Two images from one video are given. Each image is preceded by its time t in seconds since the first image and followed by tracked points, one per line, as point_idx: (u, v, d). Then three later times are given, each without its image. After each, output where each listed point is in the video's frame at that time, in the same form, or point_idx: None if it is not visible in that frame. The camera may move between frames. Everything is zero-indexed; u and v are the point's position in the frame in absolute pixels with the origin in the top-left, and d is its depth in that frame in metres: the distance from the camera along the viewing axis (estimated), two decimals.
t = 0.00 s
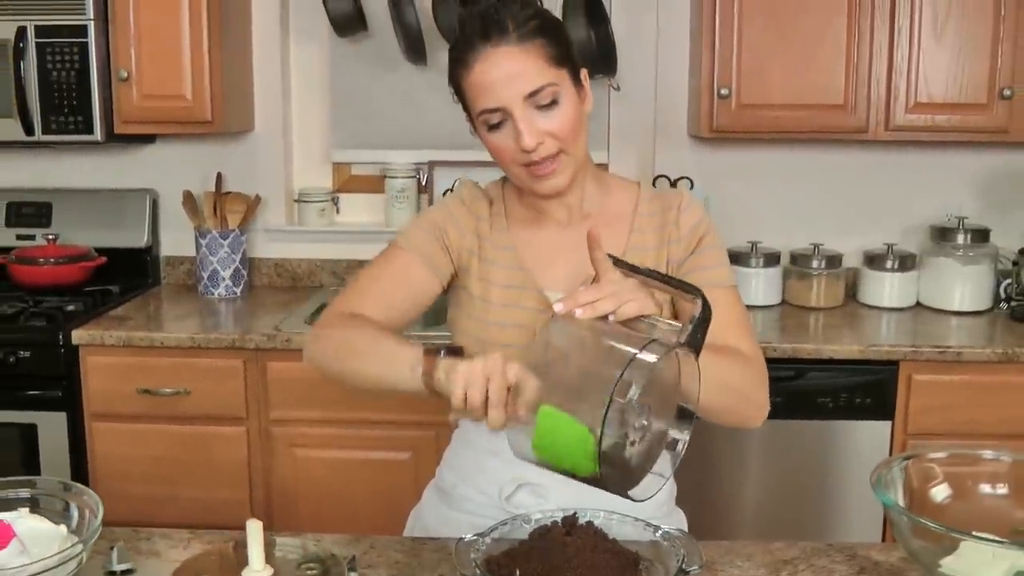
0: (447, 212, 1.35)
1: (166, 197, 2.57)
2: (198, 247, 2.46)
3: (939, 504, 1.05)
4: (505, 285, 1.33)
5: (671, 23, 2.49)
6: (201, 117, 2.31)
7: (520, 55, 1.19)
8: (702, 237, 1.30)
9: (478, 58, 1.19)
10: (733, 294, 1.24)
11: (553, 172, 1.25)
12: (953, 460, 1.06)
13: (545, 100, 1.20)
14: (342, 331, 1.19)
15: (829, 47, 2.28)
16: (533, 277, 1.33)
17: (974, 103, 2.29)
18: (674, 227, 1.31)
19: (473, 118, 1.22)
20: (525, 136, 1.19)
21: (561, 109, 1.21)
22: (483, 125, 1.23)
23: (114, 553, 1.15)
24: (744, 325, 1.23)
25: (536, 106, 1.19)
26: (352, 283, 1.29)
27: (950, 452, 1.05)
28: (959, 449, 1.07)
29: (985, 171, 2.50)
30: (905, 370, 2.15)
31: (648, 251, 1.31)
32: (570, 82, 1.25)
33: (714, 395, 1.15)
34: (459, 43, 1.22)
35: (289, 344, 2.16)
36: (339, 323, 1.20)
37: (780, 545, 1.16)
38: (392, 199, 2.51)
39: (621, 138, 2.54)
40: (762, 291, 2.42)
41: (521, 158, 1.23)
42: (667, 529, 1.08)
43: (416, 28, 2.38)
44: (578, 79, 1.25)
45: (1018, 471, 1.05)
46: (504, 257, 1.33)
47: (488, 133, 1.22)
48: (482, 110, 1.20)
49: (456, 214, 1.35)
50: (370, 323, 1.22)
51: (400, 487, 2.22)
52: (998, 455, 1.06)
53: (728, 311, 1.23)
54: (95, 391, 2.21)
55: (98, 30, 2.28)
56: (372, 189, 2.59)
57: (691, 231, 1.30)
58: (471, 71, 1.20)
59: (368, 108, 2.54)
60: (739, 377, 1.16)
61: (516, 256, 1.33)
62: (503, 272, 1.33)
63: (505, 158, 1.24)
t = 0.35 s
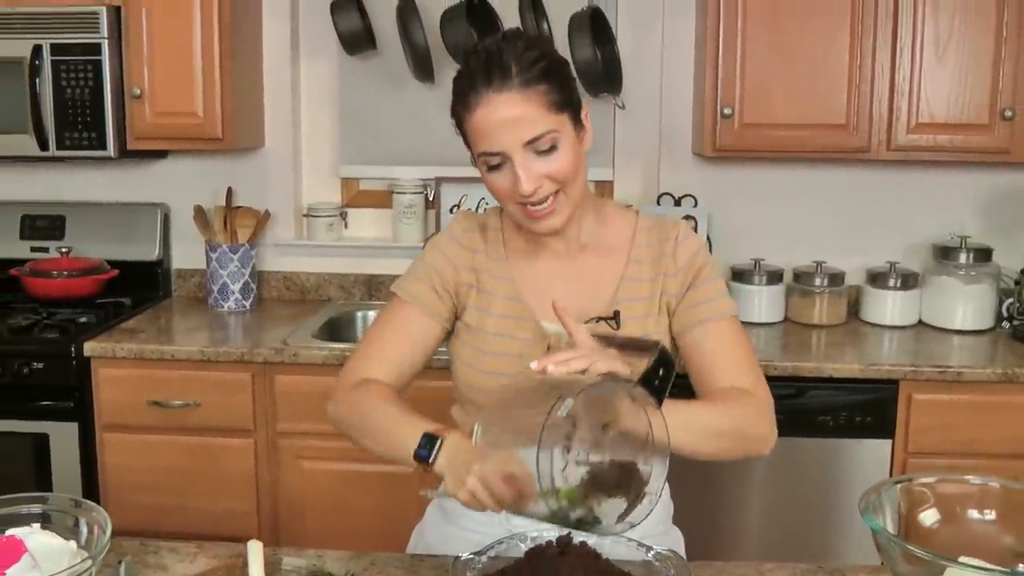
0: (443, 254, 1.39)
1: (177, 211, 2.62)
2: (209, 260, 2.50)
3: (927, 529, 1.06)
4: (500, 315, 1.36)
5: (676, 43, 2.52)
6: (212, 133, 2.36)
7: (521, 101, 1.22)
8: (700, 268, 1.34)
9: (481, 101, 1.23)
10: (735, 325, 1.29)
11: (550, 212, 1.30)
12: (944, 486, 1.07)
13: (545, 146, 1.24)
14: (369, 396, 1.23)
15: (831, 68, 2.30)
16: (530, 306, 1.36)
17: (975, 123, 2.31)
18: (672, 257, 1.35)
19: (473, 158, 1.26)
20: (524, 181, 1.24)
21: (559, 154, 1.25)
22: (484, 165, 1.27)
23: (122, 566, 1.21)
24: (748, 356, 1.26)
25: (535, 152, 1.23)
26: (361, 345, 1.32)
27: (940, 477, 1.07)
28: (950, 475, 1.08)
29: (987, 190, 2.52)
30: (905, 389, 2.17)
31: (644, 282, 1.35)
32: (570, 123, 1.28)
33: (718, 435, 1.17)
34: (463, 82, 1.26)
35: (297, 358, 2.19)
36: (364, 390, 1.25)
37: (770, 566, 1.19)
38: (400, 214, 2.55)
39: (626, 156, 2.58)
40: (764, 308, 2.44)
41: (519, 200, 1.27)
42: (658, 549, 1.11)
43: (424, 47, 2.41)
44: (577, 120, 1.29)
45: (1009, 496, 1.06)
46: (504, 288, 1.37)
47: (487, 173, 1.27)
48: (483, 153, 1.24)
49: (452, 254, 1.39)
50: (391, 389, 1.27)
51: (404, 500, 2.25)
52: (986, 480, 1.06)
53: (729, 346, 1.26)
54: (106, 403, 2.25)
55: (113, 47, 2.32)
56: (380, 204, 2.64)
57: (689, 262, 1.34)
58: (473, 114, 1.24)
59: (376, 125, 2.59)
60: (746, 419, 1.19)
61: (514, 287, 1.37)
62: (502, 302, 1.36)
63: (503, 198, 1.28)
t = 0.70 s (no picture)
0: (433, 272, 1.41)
1: (186, 220, 2.65)
2: (217, 269, 2.53)
3: (914, 538, 1.07)
4: (492, 332, 1.37)
5: (679, 51, 2.53)
6: (220, 143, 2.39)
7: (526, 119, 1.24)
8: (691, 276, 1.35)
9: (486, 118, 1.24)
10: (734, 326, 1.31)
11: (549, 233, 1.31)
12: (930, 496, 1.08)
13: (548, 165, 1.25)
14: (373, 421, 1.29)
15: (833, 76, 2.31)
16: (522, 321, 1.36)
17: (978, 130, 2.31)
18: (663, 269, 1.35)
19: (475, 175, 1.27)
20: (526, 199, 1.25)
21: (563, 173, 1.26)
22: (485, 182, 1.28)
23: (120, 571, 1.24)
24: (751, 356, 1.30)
25: (539, 170, 1.25)
26: (361, 376, 1.37)
27: (926, 487, 1.08)
28: (936, 484, 1.09)
29: (992, 197, 2.52)
30: (906, 397, 2.18)
31: (636, 296, 1.35)
32: (572, 144, 1.30)
33: (729, 448, 1.21)
34: (468, 98, 1.27)
35: (302, 365, 2.22)
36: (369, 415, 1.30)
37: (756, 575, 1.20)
38: (405, 223, 2.57)
39: (631, 164, 2.59)
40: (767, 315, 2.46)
41: (519, 218, 1.28)
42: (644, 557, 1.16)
43: (428, 57, 2.43)
44: (580, 140, 1.31)
45: (993, 506, 1.07)
46: (498, 304, 1.37)
47: (489, 191, 1.27)
48: (486, 168, 1.25)
49: (442, 272, 1.41)
50: (395, 411, 1.32)
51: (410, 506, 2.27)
52: (972, 490, 1.07)
53: (732, 350, 1.30)
54: (114, 409, 2.28)
55: (122, 59, 2.36)
56: (386, 212, 2.66)
57: (680, 273, 1.35)
58: (478, 130, 1.25)
59: (382, 133, 2.61)
60: (757, 427, 1.23)
61: (507, 302, 1.37)
62: (496, 319, 1.37)
63: (503, 216, 1.29)
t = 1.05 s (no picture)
0: (422, 284, 1.43)
1: (191, 228, 2.68)
2: (220, 276, 2.55)
3: (900, 544, 1.03)
4: (479, 343, 1.37)
5: (680, 59, 2.54)
6: (222, 152, 2.41)
7: (509, 124, 1.25)
8: (674, 284, 1.37)
9: (470, 123, 1.25)
10: (719, 332, 1.34)
11: (533, 237, 1.31)
12: (914, 503, 1.05)
13: (530, 169, 1.25)
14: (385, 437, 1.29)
15: (831, 84, 2.32)
16: (507, 331, 1.37)
17: (977, 137, 2.31)
18: (646, 280, 1.37)
19: (459, 180, 1.28)
20: (509, 203, 1.25)
21: (546, 177, 1.27)
22: (469, 187, 1.28)
23: None
24: (736, 361, 1.33)
25: (522, 173, 1.25)
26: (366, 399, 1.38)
27: (909, 493, 1.05)
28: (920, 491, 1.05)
29: (992, 203, 2.52)
30: (905, 403, 2.18)
31: (619, 304, 1.37)
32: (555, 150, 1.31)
33: (719, 444, 1.24)
34: (451, 105, 1.28)
35: (302, 373, 2.23)
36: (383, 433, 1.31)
37: None
38: (406, 231, 2.59)
39: (631, 171, 2.61)
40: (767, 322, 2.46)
41: (502, 222, 1.28)
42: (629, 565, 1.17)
43: (428, 65, 2.45)
44: (561, 145, 1.31)
45: (980, 512, 1.03)
46: (483, 314, 1.38)
47: (472, 196, 1.28)
48: (469, 173, 1.26)
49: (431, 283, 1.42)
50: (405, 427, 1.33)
51: (410, 511, 2.29)
52: (957, 496, 1.04)
53: (717, 355, 1.32)
54: (118, 416, 2.30)
55: (126, 69, 2.38)
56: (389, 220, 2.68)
57: (662, 282, 1.37)
58: (461, 135, 1.26)
59: (383, 142, 2.64)
60: (744, 426, 1.25)
61: (492, 312, 1.38)
62: (482, 328, 1.38)
63: (486, 221, 1.29)
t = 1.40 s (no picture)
0: (408, 292, 1.43)
1: (192, 233, 2.69)
2: (223, 281, 2.57)
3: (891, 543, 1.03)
4: (467, 345, 1.38)
5: (678, 59, 2.54)
6: (223, 157, 2.43)
7: (523, 97, 1.24)
8: (657, 280, 1.39)
9: (486, 92, 1.24)
10: (704, 325, 1.36)
11: (520, 218, 1.25)
12: (905, 502, 1.05)
13: (534, 145, 1.23)
14: (378, 448, 1.31)
15: (829, 82, 2.32)
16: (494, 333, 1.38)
17: (976, 134, 2.31)
18: (629, 278, 1.39)
19: (461, 145, 1.25)
20: (507, 169, 1.21)
21: (547, 159, 1.24)
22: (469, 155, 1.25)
23: None
24: (724, 354, 1.34)
25: (526, 148, 1.23)
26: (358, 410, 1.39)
27: (901, 493, 1.04)
28: (911, 489, 1.05)
29: (993, 200, 2.52)
30: (905, 401, 2.18)
31: (604, 305, 1.38)
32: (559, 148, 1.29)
33: (710, 435, 1.25)
34: (472, 75, 1.26)
35: (303, 376, 2.24)
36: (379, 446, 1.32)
37: None
38: (406, 234, 2.60)
39: (631, 172, 2.61)
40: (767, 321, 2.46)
41: (493, 194, 1.23)
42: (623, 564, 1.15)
43: (427, 69, 2.46)
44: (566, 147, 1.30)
45: (972, 510, 1.03)
46: (466, 320, 1.39)
47: (470, 162, 1.24)
48: (474, 135, 1.23)
49: (418, 291, 1.42)
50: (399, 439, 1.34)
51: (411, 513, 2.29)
52: (948, 493, 1.04)
53: (705, 347, 1.34)
54: (121, 421, 2.32)
55: (126, 76, 2.40)
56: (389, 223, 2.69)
57: (645, 278, 1.39)
58: (474, 100, 1.24)
59: (381, 144, 2.65)
60: (734, 415, 1.26)
61: (476, 317, 1.39)
62: (464, 334, 1.38)
63: (476, 192, 1.24)
